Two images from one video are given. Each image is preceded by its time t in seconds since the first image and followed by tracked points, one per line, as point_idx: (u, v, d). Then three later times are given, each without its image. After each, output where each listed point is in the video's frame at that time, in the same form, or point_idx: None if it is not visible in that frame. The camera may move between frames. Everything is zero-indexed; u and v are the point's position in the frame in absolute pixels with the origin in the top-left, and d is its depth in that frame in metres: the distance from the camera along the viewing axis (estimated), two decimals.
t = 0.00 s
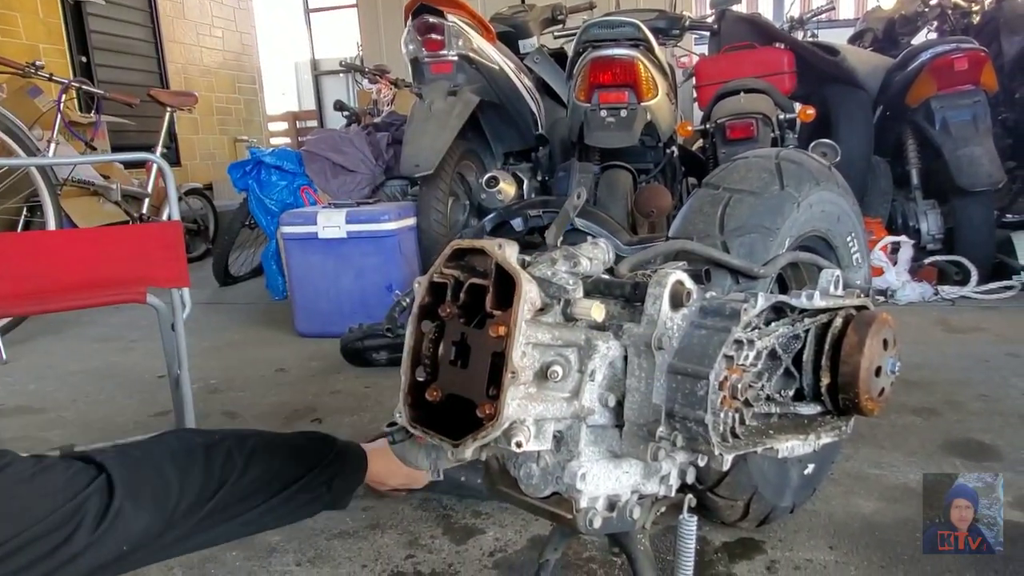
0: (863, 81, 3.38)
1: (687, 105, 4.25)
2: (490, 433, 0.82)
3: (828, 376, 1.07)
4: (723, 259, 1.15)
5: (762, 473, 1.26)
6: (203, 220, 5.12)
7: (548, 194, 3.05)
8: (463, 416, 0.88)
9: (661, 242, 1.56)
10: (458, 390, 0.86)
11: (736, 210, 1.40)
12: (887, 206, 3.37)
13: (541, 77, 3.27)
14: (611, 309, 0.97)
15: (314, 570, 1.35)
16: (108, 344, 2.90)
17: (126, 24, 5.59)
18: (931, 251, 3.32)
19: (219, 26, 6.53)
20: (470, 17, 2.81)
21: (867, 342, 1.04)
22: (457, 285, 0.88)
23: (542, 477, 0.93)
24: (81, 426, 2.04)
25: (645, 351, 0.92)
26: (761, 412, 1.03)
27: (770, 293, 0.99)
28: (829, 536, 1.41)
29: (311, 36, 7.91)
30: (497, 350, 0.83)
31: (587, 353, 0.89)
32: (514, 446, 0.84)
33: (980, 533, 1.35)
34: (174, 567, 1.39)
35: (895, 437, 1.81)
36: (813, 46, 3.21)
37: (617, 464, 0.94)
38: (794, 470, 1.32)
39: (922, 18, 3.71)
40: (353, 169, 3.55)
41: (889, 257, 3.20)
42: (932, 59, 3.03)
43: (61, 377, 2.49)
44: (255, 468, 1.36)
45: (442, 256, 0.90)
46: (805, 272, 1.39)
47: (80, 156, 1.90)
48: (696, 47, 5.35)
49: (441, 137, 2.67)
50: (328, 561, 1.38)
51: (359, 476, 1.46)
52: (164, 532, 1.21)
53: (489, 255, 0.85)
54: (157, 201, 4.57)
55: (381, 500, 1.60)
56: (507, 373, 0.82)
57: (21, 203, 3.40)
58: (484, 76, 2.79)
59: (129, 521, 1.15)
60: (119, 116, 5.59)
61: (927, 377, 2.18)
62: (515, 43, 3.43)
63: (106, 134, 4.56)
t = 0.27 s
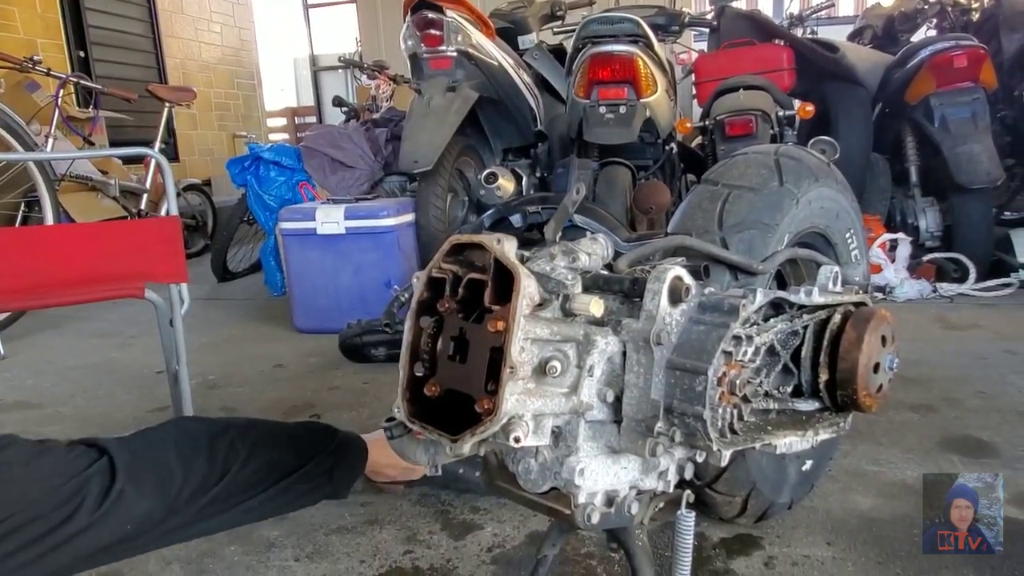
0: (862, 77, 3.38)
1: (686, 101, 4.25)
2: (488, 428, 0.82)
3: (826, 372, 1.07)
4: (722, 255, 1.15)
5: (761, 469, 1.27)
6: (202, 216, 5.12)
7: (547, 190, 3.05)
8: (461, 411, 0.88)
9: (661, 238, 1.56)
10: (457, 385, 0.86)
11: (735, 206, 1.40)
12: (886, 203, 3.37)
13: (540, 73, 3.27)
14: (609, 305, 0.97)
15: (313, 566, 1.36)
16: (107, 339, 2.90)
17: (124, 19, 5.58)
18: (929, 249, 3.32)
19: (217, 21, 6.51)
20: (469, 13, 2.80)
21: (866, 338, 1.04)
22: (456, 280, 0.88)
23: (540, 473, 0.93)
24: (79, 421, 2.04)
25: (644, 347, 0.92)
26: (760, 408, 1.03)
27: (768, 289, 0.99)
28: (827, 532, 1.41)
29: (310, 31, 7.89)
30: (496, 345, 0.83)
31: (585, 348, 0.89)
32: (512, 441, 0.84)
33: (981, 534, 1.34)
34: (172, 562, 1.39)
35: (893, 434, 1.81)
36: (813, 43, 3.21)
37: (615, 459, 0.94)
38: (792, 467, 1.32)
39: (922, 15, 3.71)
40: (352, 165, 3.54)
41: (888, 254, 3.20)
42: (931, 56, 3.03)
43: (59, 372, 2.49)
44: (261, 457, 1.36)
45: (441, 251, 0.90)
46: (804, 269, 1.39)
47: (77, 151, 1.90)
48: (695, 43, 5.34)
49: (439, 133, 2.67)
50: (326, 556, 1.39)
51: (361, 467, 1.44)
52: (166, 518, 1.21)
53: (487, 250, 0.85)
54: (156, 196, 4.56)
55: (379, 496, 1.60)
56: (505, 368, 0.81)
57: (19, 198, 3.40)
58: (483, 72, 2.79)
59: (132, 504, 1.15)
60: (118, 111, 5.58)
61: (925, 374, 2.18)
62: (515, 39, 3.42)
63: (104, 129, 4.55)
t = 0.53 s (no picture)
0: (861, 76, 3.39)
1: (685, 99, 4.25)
2: (485, 426, 0.82)
3: (823, 370, 1.07)
4: (719, 253, 1.15)
5: (757, 467, 1.27)
6: (199, 212, 5.11)
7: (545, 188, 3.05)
8: (458, 409, 0.88)
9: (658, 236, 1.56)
10: (454, 382, 0.86)
11: (733, 205, 1.40)
12: (883, 201, 3.37)
13: (539, 71, 3.26)
14: (607, 304, 0.97)
15: (310, 563, 1.36)
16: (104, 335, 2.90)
17: (122, 15, 5.56)
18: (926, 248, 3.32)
19: (215, 17, 6.49)
20: (468, 10, 2.80)
21: (863, 337, 1.04)
22: (453, 277, 0.88)
23: (538, 471, 0.93)
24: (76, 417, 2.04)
25: (641, 345, 0.92)
26: (757, 407, 1.03)
27: (766, 288, 0.99)
28: (823, 530, 1.41)
29: (309, 27, 7.88)
30: (493, 343, 0.83)
31: (582, 347, 0.89)
32: (509, 439, 0.84)
33: (980, 533, 1.33)
34: (169, 559, 1.39)
35: (889, 433, 1.81)
36: (812, 41, 3.21)
37: (612, 458, 0.94)
38: (788, 465, 1.33)
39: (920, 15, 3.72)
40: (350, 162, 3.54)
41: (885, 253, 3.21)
42: (930, 55, 3.03)
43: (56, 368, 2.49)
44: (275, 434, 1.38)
45: (439, 249, 0.90)
46: (801, 268, 1.39)
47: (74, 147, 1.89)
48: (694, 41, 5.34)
49: (438, 130, 2.67)
50: (323, 553, 1.39)
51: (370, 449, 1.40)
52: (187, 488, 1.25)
53: (485, 248, 0.86)
54: (153, 191, 4.55)
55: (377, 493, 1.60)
56: (503, 366, 0.82)
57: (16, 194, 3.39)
58: (481, 69, 2.79)
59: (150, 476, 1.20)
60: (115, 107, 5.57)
61: (921, 372, 2.19)
62: (513, 37, 3.42)
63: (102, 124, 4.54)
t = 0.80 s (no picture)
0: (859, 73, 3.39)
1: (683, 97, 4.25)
2: (482, 422, 0.82)
3: (820, 368, 1.07)
4: (718, 251, 1.16)
5: (753, 464, 1.27)
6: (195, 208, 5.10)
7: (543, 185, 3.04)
8: (456, 405, 0.88)
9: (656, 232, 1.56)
10: (451, 379, 0.86)
11: (731, 202, 1.40)
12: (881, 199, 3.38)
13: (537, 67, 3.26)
14: (604, 301, 0.97)
15: (308, 558, 1.36)
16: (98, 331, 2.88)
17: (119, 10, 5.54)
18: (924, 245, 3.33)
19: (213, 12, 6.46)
20: (466, 7, 2.80)
21: (860, 334, 1.05)
22: (451, 274, 0.87)
23: (534, 468, 0.93)
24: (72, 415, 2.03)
25: (638, 342, 0.92)
26: (754, 404, 1.03)
27: (763, 285, 1.00)
28: (819, 526, 1.42)
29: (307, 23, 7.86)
30: (491, 340, 0.83)
31: (579, 344, 0.90)
32: (506, 436, 0.84)
33: (980, 534, 1.34)
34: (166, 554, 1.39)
35: (885, 430, 1.82)
36: (810, 39, 3.22)
37: (609, 454, 0.94)
38: (785, 462, 1.33)
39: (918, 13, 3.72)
40: (348, 158, 3.53)
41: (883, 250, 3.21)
42: (928, 53, 3.03)
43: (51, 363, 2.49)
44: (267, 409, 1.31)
45: (436, 245, 0.90)
46: (799, 265, 1.39)
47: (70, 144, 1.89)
48: (692, 37, 5.34)
49: (436, 126, 2.66)
50: (320, 549, 1.39)
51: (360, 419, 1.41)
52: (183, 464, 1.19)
53: (483, 244, 0.86)
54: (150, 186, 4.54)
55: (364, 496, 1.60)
56: (500, 363, 0.82)
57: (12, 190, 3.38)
58: (480, 65, 2.79)
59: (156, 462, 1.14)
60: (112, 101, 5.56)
61: (917, 370, 2.20)
62: (512, 33, 3.41)
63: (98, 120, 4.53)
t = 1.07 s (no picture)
0: (858, 69, 3.39)
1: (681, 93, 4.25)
2: (481, 417, 0.82)
3: (819, 363, 1.08)
4: (717, 246, 1.16)
5: (752, 459, 1.27)
6: (195, 205, 5.10)
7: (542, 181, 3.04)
8: (454, 401, 0.88)
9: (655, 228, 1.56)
10: (450, 374, 0.86)
11: (730, 198, 1.40)
12: (880, 195, 3.38)
13: (536, 63, 3.25)
14: (604, 296, 0.97)
15: (307, 554, 1.36)
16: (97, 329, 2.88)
17: (117, 7, 5.53)
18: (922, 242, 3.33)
19: (212, 8, 6.46)
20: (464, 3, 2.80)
21: (858, 330, 1.04)
22: (450, 269, 0.87)
23: (534, 463, 0.93)
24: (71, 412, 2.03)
25: (638, 338, 0.92)
26: (753, 399, 1.03)
27: (762, 280, 1.00)
28: (818, 522, 1.42)
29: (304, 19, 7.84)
30: (490, 335, 0.83)
31: (579, 339, 0.90)
32: (505, 431, 0.84)
33: (981, 533, 1.32)
34: (166, 550, 1.39)
35: (884, 425, 1.82)
36: (809, 35, 3.21)
37: (608, 449, 0.94)
38: (784, 457, 1.33)
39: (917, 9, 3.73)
40: (346, 154, 3.53)
41: (881, 246, 3.21)
42: (927, 49, 3.01)
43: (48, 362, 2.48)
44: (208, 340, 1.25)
45: (435, 240, 0.90)
46: (798, 260, 1.39)
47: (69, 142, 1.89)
48: (691, 33, 5.34)
49: (434, 122, 2.65)
50: (319, 544, 1.39)
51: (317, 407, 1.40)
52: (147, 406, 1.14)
53: (482, 238, 0.85)
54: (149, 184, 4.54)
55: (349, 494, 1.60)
56: (499, 357, 0.82)
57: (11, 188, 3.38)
58: (479, 61, 2.78)
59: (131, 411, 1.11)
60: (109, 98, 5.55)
61: (916, 365, 2.20)
62: (511, 29, 3.41)
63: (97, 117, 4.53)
